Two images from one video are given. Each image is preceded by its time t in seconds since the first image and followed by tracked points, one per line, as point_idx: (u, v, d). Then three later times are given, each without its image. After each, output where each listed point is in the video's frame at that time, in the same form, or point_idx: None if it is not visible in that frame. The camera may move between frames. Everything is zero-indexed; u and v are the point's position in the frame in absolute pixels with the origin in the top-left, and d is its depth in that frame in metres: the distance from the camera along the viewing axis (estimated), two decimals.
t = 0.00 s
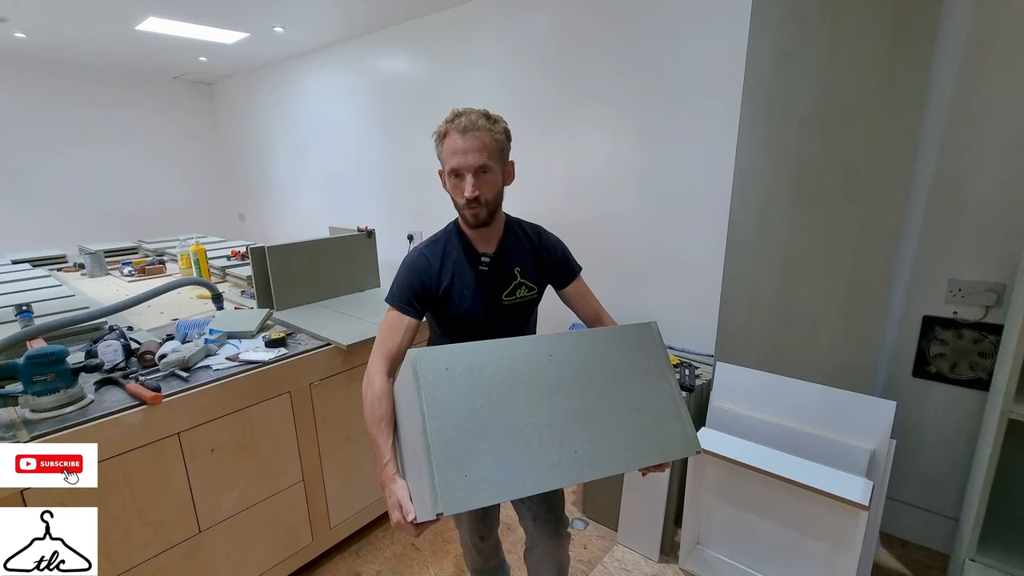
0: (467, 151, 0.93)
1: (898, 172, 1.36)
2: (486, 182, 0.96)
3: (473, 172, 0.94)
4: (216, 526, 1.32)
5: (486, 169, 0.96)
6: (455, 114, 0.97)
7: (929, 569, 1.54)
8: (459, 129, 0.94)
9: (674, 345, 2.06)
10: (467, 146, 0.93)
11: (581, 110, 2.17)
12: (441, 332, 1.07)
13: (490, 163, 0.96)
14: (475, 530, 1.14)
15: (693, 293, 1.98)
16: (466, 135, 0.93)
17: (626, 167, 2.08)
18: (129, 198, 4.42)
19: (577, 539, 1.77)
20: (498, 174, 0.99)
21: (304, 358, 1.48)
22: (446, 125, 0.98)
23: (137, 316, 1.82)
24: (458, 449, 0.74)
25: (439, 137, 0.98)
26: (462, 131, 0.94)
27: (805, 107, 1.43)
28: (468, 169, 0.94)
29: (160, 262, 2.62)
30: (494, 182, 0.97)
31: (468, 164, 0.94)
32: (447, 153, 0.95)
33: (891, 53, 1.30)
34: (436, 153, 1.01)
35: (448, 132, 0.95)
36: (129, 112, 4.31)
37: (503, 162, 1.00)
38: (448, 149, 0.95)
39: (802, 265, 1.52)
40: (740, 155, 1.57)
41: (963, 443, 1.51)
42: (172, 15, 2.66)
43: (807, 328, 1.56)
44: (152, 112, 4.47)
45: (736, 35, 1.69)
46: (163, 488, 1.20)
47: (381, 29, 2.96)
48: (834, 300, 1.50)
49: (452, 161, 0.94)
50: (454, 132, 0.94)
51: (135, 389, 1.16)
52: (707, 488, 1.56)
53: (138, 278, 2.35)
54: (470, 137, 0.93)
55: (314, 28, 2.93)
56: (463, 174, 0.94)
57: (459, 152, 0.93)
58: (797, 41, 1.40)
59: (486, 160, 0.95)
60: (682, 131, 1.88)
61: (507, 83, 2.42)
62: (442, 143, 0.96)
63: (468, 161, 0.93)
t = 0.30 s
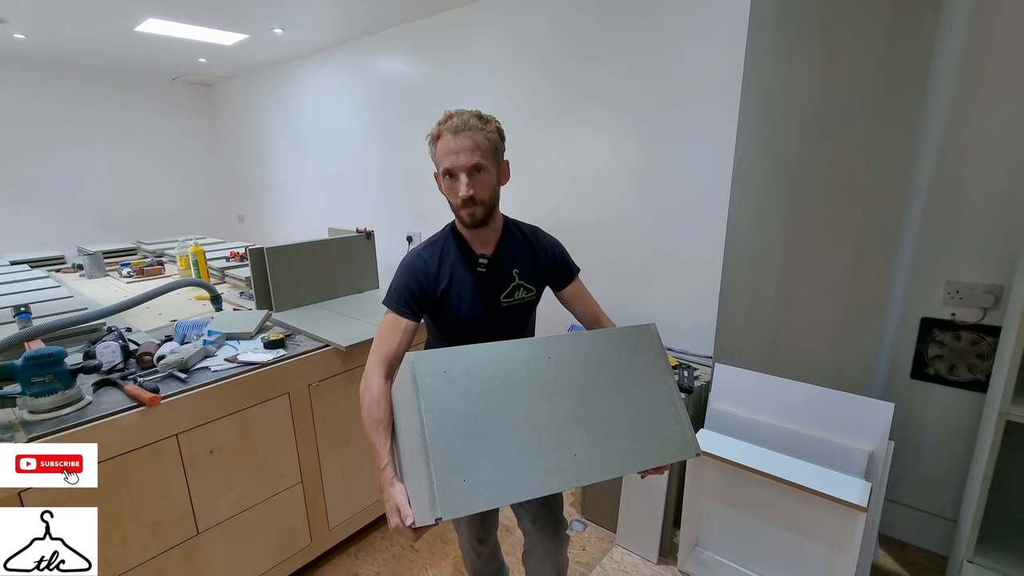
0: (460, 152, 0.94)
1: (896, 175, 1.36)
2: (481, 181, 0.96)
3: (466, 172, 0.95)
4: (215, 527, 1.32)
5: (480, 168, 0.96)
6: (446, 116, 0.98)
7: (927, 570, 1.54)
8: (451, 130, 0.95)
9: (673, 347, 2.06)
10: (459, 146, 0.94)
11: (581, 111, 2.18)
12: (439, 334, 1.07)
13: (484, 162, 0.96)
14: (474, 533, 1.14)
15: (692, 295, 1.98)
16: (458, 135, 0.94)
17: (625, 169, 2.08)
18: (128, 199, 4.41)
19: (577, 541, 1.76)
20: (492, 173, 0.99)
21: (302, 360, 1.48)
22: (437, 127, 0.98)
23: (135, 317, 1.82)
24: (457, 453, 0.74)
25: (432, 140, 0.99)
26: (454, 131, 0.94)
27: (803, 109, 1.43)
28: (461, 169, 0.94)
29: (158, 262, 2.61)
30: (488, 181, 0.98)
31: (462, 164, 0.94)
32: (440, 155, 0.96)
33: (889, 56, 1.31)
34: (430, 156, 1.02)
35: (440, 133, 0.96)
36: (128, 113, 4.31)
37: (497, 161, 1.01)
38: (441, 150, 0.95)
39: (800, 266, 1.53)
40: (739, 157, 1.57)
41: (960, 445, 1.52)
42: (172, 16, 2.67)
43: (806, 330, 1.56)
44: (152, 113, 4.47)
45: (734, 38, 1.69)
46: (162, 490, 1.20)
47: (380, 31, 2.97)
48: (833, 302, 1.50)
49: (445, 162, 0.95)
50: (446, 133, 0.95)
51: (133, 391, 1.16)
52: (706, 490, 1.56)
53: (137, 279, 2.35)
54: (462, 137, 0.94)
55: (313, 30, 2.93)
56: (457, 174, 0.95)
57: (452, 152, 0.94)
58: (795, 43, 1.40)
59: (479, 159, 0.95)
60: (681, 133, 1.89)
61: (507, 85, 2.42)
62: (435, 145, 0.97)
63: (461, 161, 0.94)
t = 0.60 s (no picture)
0: (460, 149, 0.95)
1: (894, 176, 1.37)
2: (480, 180, 0.97)
3: (466, 170, 0.95)
4: (213, 528, 1.32)
5: (480, 167, 0.97)
6: (445, 116, 0.99)
7: (925, 571, 1.55)
8: (451, 129, 0.96)
9: (672, 348, 2.06)
10: (459, 144, 0.95)
11: (579, 112, 2.18)
12: (436, 335, 1.07)
13: (483, 161, 0.97)
14: (471, 534, 1.14)
15: (690, 296, 1.98)
16: (458, 134, 0.95)
17: (623, 171, 2.09)
18: (126, 199, 4.41)
19: (574, 542, 1.76)
20: (490, 173, 1.00)
21: (300, 361, 1.48)
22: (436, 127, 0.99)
23: (133, 318, 1.82)
24: (458, 455, 0.74)
25: (430, 139, 0.99)
26: (454, 130, 0.96)
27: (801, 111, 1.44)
28: (461, 167, 0.95)
29: (157, 263, 2.61)
30: (487, 180, 0.98)
31: (462, 162, 0.95)
32: (439, 153, 0.96)
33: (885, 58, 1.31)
34: (427, 156, 1.02)
35: (440, 132, 0.97)
36: (126, 114, 4.31)
37: (495, 162, 1.02)
38: (440, 148, 0.96)
39: (798, 268, 1.53)
40: (736, 158, 1.58)
41: (958, 446, 1.52)
42: (171, 17, 2.66)
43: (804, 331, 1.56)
44: (151, 114, 4.47)
45: (732, 40, 1.70)
46: (160, 491, 1.20)
47: (379, 32, 2.97)
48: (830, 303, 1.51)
49: (445, 159, 0.95)
50: (445, 132, 0.96)
51: (130, 391, 1.16)
52: (704, 490, 1.57)
53: (135, 280, 2.34)
54: (462, 135, 0.95)
55: (312, 31, 2.93)
56: (456, 173, 0.95)
57: (452, 150, 0.95)
58: (793, 45, 1.41)
59: (479, 158, 0.96)
60: (679, 135, 1.89)
61: (505, 85, 2.43)
62: (434, 143, 0.97)
63: (461, 159, 0.95)
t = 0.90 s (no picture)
0: (460, 150, 0.94)
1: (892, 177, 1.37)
2: (480, 180, 0.97)
3: (466, 170, 0.95)
4: (211, 528, 1.31)
5: (480, 167, 0.97)
6: (445, 115, 0.98)
7: (923, 571, 1.55)
8: (452, 129, 0.95)
9: (670, 349, 2.07)
10: (460, 145, 0.95)
11: (578, 113, 2.18)
12: (435, 336, 1.07)
13: (483, 161, 0.97)
14: (470, 535, 1.14)
15: (689, 296, 1.98)
16: (459, 134, 0.95)
17: (622, 171, 2.09)
18: (125, 199, 4.40)
19: (573, 542, 1.76)
20: (490, 173, 1.00)
21: (298, 360, 1.48)
22: (437, 126, 0.99)
23: (132, 318, 1.82)
24: (459, 453, 0.74)
25: (430, 139, 0.99)
26: (454, 130, 0.95)
27: (800, 112, 1.44)
28: (461, 167, 0.95)
29: (156, 263, 2.61)
30: (487, 180, 0.99)
31: (463, 163, 0.95)
32: (439, 153, 0.96)
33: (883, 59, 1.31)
34: (427, 156, 1.02)
35: (440, 132, 0.97)
36: (126, 114, 4.30)
37: (495, 163, 1.02)
38: (441, 148, 0.96)
39: (796, 268, 1.54)
40: (735, 159, 1.58)
41: (956, 446, 1.52)
42: (170, 17, 2.66)
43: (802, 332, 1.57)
44: (150, 114, 4.46)
45: (731, 41, 1.70)
46: (158, 491, 1.20)
47: (378, 32, 2.97)
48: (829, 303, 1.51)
49: (445, 159, 0.95)
50: (446, 132, 0.96)
51: (129, 391, 1.16)
52: (702, 491, 1.57)
53: (134, 279, 2.34)
54: (463, 135, 0.95)
55: (311, 31, 2.93)
56: (457, 173, 0.95)
57: (453, 150, 0.94)
58: (791, 46, 1.41)
59: (479, 158, 0.96)
60: (677, 135, 1.90)
61: (505, 86, 2.43)
62: (435, 143, 0.97)
63: (462, 159, 0.95)
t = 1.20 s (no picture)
0: (471, 145, 0.95)
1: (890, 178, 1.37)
2: (488, 178, 0.98)
3: (475, 166, 0.96)
4: (209, 528, 1.31)
5: (488, 165, 0.98)
6: (458, 112, 1.00)
7: (921, 571, 1.55)
8: (465, 124, 0.96)
9: (669, 349, 2.07)
10: (473, 140, 0.96)
11: (577, 114, 2.19)
12: (433, 334, 1.07)
13: (492, 159, 0.99)
14: (468, 535, 1.14)
15: (688, 297, 1.98)
16: (472, 129, 0.96)
17: (621, 172, 2.09)
18: (124, 199, 4.40)
19: (572, 542, 1.76)
20: (497, 173, 1.01)
21: (297, 360, 1.48)
22: (449, 121, 1.00)
23: (131, 318, 1.82)
24: (461, 450, 0.73)
25: (441, 134, 1.00)
26: (466, 126, 0.96)
27: (798, 114, 1.44)
28: (470, 163, 0.96)
29: (155, 263, 2.61)
30: (494, 178, 0.99)
31: (473, 158, 0.96)
32: (450, 147, 0.97)
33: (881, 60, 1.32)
34: (436, 151, 1.02)
35: (452, 127, 0.97)
36: (125, 113, 4.30)
37: (503, 163, 1.03)
38: (452, 142, 0.96)
39: (795, 269, 1.54)
40: (733, 160, 1.58)
41: (954, 446, 1.52)
42: (169, 17, 2.66)
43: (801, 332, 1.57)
44: (149, 114, 4.46)
45: (729, 42, 1.71)
46: (157, 490, 1.20)
47: (377, 32, 2.97)
48: (828, 304, 1.51)
49: (456, 154, 0.96)
50: (459, 127, 0.97)
51: (127, 391, 1.16)
52: (701, 490, 1.57)
53: (133, 279, 2.34)
54: (476, 132, 0.96)
55: (310, 31, 2.94)
56: (467, 167, 0.96)
57: (465, 145, 0.95)
58: (789, 48, 1.42)
59: (489, 155, 0.97)
60: (676, 136, 1.90)
61: (504, 86, 2.43)
62: (446, 137, 0.97)
63: (474, 155, 0.95)
